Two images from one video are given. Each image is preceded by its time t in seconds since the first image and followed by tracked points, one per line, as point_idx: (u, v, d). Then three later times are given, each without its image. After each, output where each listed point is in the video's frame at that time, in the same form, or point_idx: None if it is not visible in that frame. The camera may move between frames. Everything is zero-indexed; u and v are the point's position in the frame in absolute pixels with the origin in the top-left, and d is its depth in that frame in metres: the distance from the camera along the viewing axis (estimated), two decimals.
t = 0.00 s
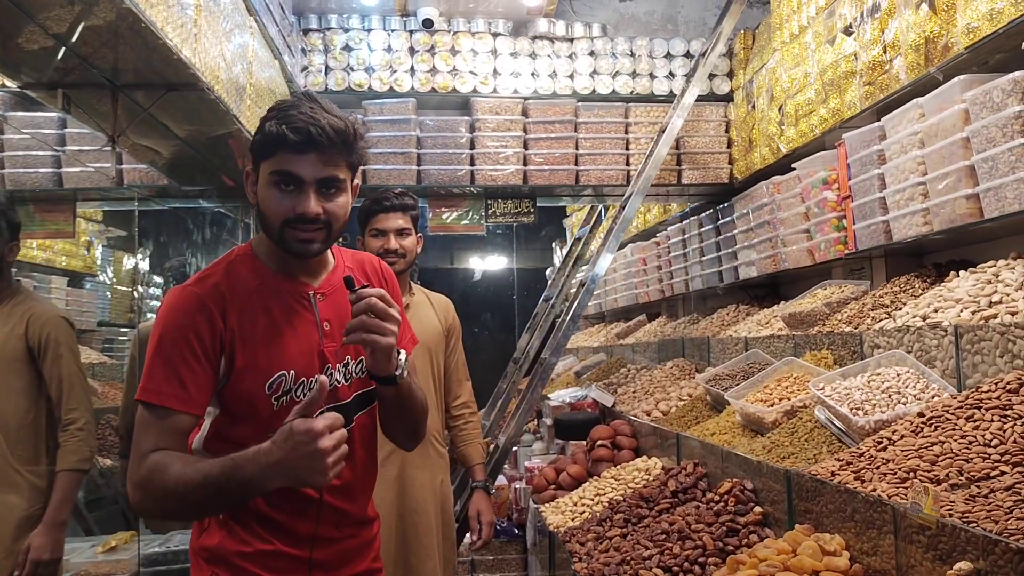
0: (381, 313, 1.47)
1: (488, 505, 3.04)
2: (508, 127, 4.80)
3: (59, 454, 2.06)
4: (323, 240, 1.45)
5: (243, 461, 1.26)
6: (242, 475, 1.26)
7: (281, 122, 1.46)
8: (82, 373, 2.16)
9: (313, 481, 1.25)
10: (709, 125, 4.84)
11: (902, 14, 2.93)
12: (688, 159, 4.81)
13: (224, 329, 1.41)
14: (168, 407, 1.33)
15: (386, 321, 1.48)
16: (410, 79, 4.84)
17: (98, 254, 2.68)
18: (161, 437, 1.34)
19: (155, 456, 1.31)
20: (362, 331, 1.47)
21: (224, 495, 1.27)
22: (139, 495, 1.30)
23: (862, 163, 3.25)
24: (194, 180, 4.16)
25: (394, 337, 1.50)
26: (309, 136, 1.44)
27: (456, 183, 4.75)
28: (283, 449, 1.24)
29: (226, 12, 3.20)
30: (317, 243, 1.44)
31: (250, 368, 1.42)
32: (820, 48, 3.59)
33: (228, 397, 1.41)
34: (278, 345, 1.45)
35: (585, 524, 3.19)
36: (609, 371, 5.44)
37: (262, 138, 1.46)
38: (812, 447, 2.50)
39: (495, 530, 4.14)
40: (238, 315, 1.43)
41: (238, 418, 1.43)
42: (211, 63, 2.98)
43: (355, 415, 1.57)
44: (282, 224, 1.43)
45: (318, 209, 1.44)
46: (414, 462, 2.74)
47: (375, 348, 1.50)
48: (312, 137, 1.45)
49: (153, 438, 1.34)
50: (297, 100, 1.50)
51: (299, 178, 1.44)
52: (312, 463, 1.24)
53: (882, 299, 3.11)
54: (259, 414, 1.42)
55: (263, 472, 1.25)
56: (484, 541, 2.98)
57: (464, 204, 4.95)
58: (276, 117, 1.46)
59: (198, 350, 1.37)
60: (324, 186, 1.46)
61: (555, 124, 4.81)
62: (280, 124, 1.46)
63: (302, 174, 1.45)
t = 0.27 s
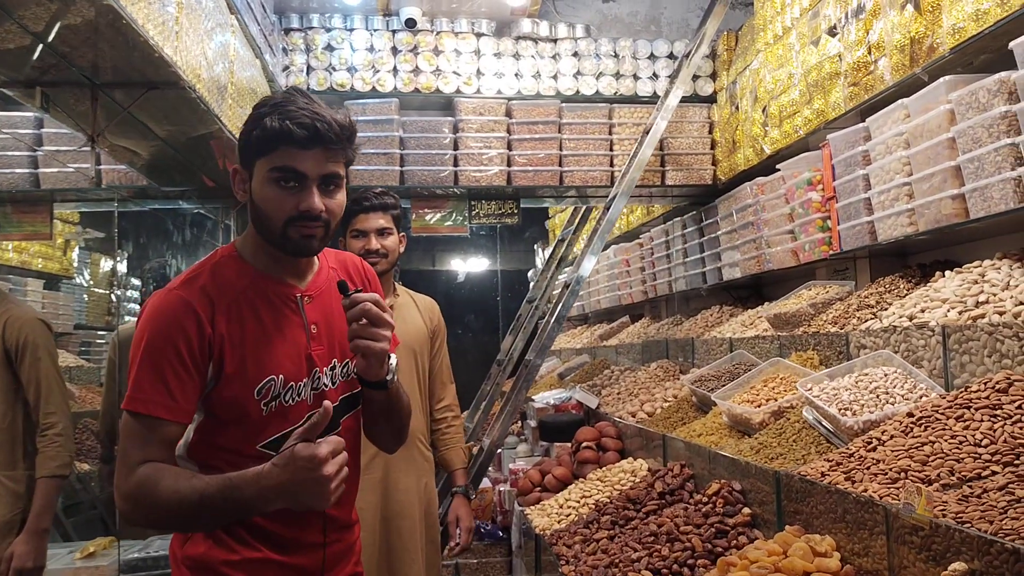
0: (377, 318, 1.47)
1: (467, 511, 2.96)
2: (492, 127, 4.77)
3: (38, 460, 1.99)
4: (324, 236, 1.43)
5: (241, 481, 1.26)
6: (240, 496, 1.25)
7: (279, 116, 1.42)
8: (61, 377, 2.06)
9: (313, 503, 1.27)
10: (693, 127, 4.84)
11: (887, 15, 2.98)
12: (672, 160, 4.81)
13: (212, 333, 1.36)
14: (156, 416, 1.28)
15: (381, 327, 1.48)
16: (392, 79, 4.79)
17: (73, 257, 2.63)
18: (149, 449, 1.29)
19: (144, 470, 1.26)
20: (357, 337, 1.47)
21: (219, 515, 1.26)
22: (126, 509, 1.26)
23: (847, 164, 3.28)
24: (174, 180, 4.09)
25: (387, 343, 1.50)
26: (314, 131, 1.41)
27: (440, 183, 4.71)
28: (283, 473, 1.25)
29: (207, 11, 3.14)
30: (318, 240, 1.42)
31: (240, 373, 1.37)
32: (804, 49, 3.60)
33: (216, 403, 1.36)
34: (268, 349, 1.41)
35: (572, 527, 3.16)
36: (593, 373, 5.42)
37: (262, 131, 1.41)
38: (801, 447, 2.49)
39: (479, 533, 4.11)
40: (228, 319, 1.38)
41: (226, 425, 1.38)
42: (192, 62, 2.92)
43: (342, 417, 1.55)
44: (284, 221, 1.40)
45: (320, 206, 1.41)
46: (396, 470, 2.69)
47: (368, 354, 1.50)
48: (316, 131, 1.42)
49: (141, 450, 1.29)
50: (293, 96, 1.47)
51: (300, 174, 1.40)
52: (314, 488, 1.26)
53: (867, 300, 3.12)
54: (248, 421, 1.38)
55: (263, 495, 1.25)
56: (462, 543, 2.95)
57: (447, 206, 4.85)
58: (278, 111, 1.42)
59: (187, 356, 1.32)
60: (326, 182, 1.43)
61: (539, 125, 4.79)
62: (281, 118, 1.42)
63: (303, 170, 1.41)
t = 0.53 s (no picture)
0: (356, 304, 1.46)
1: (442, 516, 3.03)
2: (476, 125, 4.74)
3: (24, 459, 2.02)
4: (301, 225, 1.43)
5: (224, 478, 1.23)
6: (223, 492, 1.23)
7: (258, 104, 1.40)
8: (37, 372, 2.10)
9: (300, 501, 1.25)
10: (677, 125, 4.84)
11: (870, 14, 3.00)
12: (656, 159, 4.81)
13: (187, 324, 1.34)
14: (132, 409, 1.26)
15: (360, 311, 1.47)
16: (376, 76, 4.74)
17: (53, 256, 2.57)
18: (125, 446, 1.27)
19: (121, 466, 1.24)
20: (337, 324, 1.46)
21: (200, 512, 1.23)
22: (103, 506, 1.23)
23: (830, 163, 3.30)
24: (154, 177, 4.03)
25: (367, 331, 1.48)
26: (294, 118, 1.41)
27: (423, 182, 4.68)
28: (271, 470, 1.23)
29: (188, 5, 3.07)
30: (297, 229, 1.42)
31: (216, 365, 1.35)
32: (788, 48, 3.61)
33: (193, 397, 1.34)
34: (245, 341, 1.39)
35: (557, 526, 3.15)
36: (577, 372, 5.41)
37: (240, 120, 1.40)
38: (786, 445, 2.49)
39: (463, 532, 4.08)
40: (202, 311, 1.37)
41: (203, 420, 1.36)
42: (173, 57, 2.87)
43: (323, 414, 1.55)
44: (262, 210, 1.39)
45: (298, 194, 1.40)
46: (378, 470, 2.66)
47: (347, 342, 1.49)
48: (296, 118, 1.41)
49: (118, 446, 1.26)
50: (268, 86, 1.45)
51: (278, 162, 1.40)
52: (299, 484, 1.24)
53: (851, 298, 3.13)
54: (226, 414, 1.35)
55: (246, 492, 1.23)
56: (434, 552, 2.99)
57: (432, 204, 4.87)
58: (255, 101, 1.40)
59: (161, 347, 1.30)
60: (303, 171, 1.43)
61: (523, 123, 4.76)
62: (258, 107, 1.41)
63: (281, 158, 1.41)
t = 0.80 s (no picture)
0: (334, 292, 1.44)
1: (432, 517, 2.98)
2: (467, 123, 4.72)
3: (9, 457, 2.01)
4: (279, 215, 1.44)
5: (200, 469, 1.24)
6: (199, 483, 1.23)
7: (233, 95, 1.43)
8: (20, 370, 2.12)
9: (276, 489, 1.26)
10: (668, 123, 4.83)
11: (862, 11, 2.99)
12: (647, 157, 4.79)
13: (159, 319, 1.35)
14: (106, 405, 1.27)
15: (340, 296, 1.44)
16: (366, 73, 4.70)
17: (42, 254, 2.57)
18: (101, 441, 1.28)
19: (97, 461, 1.25)
20: (317, 311, 1.43)
21: (177, 502, 1.25)
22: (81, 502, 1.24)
23: (822, 160, 3.29)
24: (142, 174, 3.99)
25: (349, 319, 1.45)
26: (269, 106, 1.43)
27: (414, 179, 4.65)
28: (247, 459, 1.23)
29: None
30: (274, 217, 1.43)
31: (191, 357, 1.36)
32: (779, 46, 3.60)
33: (170, 390, 1.34)
34: (220, 333, 1.40)
35: (546, 525, 3.12)
36: (568, 371, 5.39)
37: (216, 111, 1.41)
38: (776, 443, 2.48)
39: (453, 532, 4.05)
40: (176, 305, 1.38)
41: (181, 415, 1.36)
42: (159, 52, 2.76)
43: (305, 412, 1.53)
44: (239, 199, 1.40)
45: (275, 181, 1.41)
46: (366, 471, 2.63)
47: (327, 333, 1.46)
48: (270, 108, 1.44)
49: (93, 442, 1.27)
50: (239, 80, 1.48)
51: (255, 151, 1.41)
52: (276, 472, 1.25)
53: (842, 296, 3.11)
54: (203, 407, 1.36)
55: (220, 482, 1.23)
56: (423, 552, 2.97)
57: (422, 202, 4.79)
58: (228, 92, 1.43)
59: (132, 343, 1.31)
60: (279, 159, 1.44)
61: (515, 120, 4.74)
62: (234, 97, 1.43)
63: (257, 147, 1.42)
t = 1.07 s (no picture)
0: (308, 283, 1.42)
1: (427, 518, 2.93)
2: (462, 124, 4.70)
3: None
4: (253, 210, 1.43)
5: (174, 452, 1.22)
6: (173, 464, 1.21)
7: (203, 96, 1.45)
8: (9, 371, 2.06)
9: (247, 462, 1.23)
10: (665, 124, 4.81)
11: (857, 11, 2.97)
12: (643, 158, 4.77)
13: (136, 319, 1.35)
14: (81, 406, 1.27)
15: (315, 286, 1.42)
16: (361, 74, 4.68)
17: (40, 255, 2.73)
18: (79, 440, 1.27)
19: (73, 460, 1.24)
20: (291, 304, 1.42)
21: (152, 491, 1.22)
22: (59, 501, 1.23)
23: (817, 161, 3.27)
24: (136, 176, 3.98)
25: (324, 310, 1.43)
26: (234, 104, 1.44)
27: (409, 181, 4.63)
28: (218, 433, 1.21)
29: None
30: (246, 213, 1.43)
31: (168, 356, 1.35)
32: (774, 46, 3.59)
33: (147, 390, 1.34)
34: (197, 331, 1.39)
35: (539, 528, 3.10)
36: (565, 373, 5.37)
37: (183, 112, 1.43)
38: (768, 446, 2.46)
39: (448, 534, 4.03)
40: (152, 305, 1.37)
41: (161, 416, 1.35)
42: (149, 52, 2.73)
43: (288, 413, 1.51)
44: (208, 196, 1.40)
45: (244, 176, 1.41)
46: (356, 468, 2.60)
47: (303, 325, 1.43)
48: (240, 106, 1.45)
49: (70, 442, 1.26)
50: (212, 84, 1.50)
51: (224, 148, 1.41)
52: (248, 442, 1.23)
53: (837, 297, 3.10)
54: (182, 406, 1.34)
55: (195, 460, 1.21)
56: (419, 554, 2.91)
57: (417, 204, 4.92)
58: (195, 93, 1.45)
59: (107, 343, 1.31)
60: (249, 156, 1.44)
61: (510, 121, 4.73)
62: (202, 98, 1.44)
63: (227, 145, 1.42)
